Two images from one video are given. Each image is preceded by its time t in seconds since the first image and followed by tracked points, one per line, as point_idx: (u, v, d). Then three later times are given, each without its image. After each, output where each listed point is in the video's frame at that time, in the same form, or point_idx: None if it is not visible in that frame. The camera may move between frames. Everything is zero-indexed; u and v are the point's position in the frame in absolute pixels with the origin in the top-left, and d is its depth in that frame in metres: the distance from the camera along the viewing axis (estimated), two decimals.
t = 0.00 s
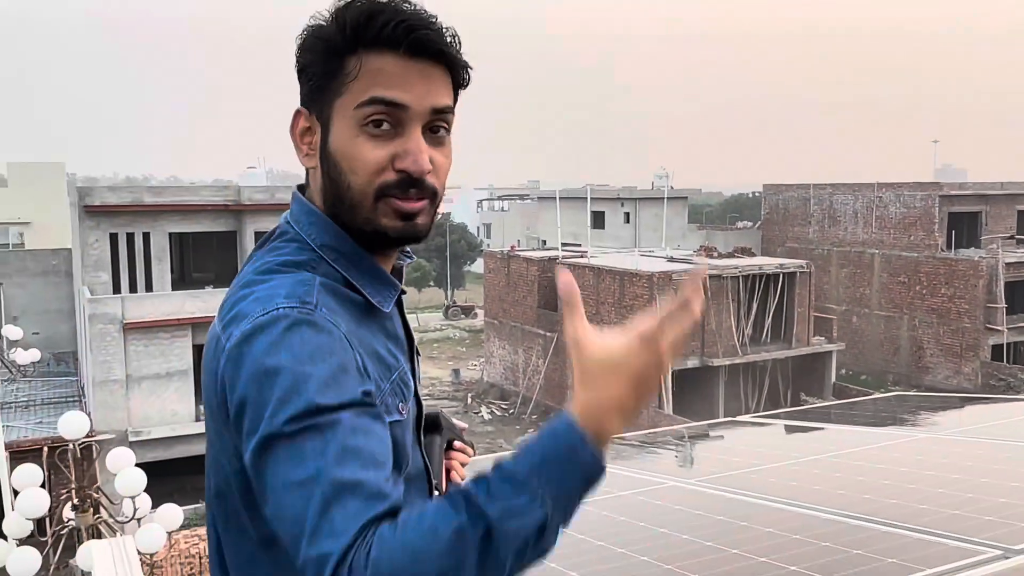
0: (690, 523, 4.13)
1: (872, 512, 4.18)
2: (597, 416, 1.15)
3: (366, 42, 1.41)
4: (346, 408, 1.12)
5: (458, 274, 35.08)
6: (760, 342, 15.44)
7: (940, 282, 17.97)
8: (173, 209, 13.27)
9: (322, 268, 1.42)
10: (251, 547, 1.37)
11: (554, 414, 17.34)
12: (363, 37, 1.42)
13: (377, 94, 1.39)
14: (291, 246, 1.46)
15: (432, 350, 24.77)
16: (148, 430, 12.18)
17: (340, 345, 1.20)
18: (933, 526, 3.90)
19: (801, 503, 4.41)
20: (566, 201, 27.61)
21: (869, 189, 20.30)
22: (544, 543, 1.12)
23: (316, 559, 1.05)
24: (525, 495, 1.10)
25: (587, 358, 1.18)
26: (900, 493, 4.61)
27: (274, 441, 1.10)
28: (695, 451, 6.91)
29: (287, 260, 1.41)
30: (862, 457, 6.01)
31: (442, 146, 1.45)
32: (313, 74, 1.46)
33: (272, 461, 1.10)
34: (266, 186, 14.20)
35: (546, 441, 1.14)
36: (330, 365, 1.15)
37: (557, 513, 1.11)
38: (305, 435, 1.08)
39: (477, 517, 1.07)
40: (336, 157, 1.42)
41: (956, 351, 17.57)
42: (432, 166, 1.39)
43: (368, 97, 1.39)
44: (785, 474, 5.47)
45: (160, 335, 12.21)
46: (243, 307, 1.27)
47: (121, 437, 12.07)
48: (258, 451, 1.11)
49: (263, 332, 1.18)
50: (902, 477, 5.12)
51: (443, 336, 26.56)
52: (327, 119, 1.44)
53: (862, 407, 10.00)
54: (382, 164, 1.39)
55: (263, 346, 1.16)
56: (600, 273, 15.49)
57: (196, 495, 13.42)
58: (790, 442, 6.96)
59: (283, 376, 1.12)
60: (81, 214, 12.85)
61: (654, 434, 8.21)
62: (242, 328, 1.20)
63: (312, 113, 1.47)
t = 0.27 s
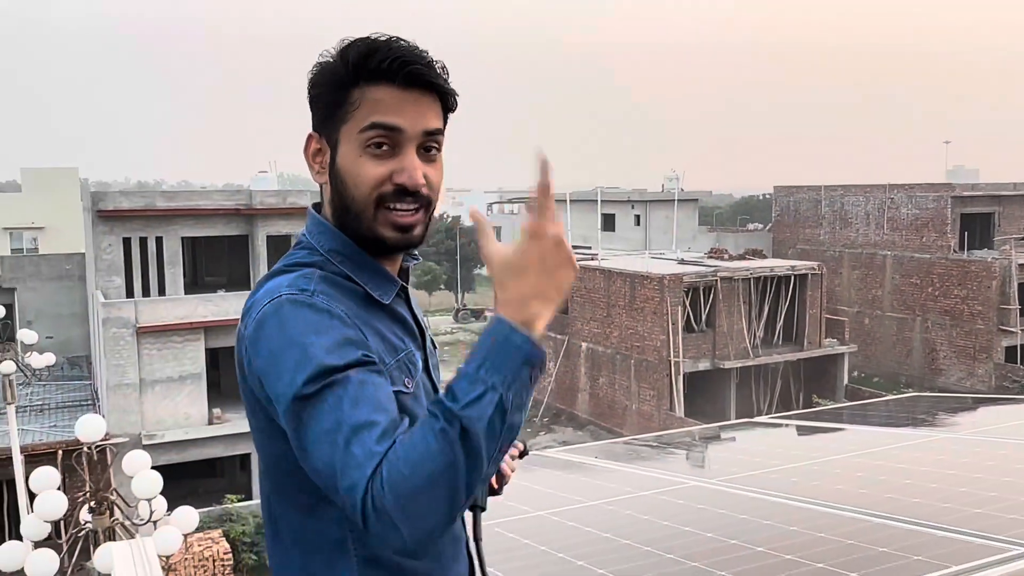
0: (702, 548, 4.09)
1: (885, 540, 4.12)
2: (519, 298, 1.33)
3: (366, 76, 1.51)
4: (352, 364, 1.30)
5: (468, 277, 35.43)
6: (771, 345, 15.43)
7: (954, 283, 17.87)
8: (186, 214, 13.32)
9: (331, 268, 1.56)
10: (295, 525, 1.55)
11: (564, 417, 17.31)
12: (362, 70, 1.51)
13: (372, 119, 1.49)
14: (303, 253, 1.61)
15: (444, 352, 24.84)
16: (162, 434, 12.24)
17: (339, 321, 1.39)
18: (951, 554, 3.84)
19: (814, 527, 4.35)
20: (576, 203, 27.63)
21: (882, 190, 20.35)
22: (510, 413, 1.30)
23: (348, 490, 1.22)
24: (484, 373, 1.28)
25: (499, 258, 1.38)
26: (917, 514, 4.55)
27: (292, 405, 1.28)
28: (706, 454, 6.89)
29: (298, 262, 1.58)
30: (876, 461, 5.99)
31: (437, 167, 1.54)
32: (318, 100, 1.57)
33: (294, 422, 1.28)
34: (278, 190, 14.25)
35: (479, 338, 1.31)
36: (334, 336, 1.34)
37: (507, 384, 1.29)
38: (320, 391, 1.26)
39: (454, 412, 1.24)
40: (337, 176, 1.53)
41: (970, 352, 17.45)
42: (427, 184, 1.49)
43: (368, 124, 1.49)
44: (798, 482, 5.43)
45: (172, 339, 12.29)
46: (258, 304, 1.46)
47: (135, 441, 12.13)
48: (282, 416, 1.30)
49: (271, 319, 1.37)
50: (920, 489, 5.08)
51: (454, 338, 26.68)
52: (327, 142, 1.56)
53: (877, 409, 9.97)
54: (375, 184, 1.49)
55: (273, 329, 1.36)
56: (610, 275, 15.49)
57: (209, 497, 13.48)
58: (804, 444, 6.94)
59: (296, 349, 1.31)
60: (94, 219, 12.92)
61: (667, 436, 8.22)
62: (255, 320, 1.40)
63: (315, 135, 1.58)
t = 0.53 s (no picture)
0: (730, 547, 4.10)
1: (913, 539, 4.10)
2: (520, 471, 1.75)
3: (443, 92, 1.79)
4: (361, 384, 1.57)
5: (484, 277, 35.50)
6: (790, 344, 15.37)
7: (975, 282, 17.65)
8: (205, 215, 13.42)
9: (357, 264, 1.74)
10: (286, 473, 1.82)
11: (582, 416, 17.28)
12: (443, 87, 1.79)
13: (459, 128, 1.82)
14: (335, 242, 1.78)
15: (461, 353, 24.91)
16: (182, 433, 12.33)
17: (370, 332, 1.61)
18: (980, 554, 3.81)
19: (841, 527, 4.34)
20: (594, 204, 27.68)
21: (903, 189, 20.48)
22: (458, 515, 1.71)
23: (323, 493, 1.53)
24: (468, 486, 1.68)
25: (524, 438, 1.80)
26: (942, 514, 4.52)
27: (310, 400, 1.54)
28: (724, 452, 6.88)
29: (333, 252, 1.76)
30: (898, 460, 5.96)
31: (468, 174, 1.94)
32: (394, 109, 1.72)
33: (308, 415, 1.54)
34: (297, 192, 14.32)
35: (482, 465, 1.72)
36: (359, 349, 1.58)
37: (476, 503, 1.70)
38: (331, 405, 1.54)
39: (430, 491, 1.64)
40: (442, 174, 1.78)
41: (991, 352, 17.25)
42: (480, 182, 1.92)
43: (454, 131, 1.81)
44: (821, 481, 5.42)
45: (193, 340, 12.39)
46: (298, 286, 1.67)
47: (156, 440, 12.24)
48: (297, 402, 1.55)
49: (310, 314, 1.59)
50: (944, 489, 5.05)
51: (471, 339, 26.75)
52: (432, 143, 1.75)
53: (900, 409, 9.89)
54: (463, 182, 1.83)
55: (311, 325, 1.58)
56: (628, 275, 15.45)
57: (229, 497, 13.57)
58: (824, 444, 6.91)
59: (325, 355, 1.55)
60: (115, 220, 13.04)
61: (686, 436, 8.20)
62: (294, 306, 1.61)
63: (418, 138, 1.73)
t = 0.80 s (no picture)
0: (740, 547, 4.10)
1: (924, 539, 4.09)
2: (524, 443, 1.81)
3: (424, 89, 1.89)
4: (370, 341, 1.68)
5: (493, 277, 35.53)
6: (800, 344, 15.33)
7: (986, 282, 17.58)
8: (216, 216, 13.47)
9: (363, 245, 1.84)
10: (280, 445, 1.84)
11: (592, 417, 17.26)
12: (395, 82, 1.86)
13: (410, 120, 1.85)
14: (336, 226, 1.89)
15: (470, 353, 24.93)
16: (193, 433, 12.37)
17: (373, 297, 1.73)
18: (990, 555, 3.80)
19: (851, 527, 4.33)
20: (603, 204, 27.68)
21: (913, 188, 20.43)
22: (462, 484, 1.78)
23: (341, 439, 1.59)
24: (475, 455, 1.76)
25: (523, 413, 1.85)
26: (953, 514, 4.51)
27: (325, 350, 1.63)
28: (733, 453, 6.86)
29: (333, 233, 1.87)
30: (909, 460, 5.94)
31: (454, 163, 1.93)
32: (351, 116, 1.88)
33: (324, 364, 1.62)
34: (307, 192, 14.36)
35: (487, 440, 1.78)
36: (366, 309, 1.69)
37: (478, 473, 1.77)
38: (344, 354, 1.63)
39: (439, 452, 1.72)
40: (385, 166, 1.85)
41: (1003, 351, 17.14)
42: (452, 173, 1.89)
43: (408, 123, 1.85)
44: (831, 481, 5.40)
45: (203, 340, 12.44)
46: (307, 256, 1.78)
47: (167, 440, 12.29)
48: (311, 355, 1.63)
49: (322, 273, 1.69)
50: (956, 490, 5.03)
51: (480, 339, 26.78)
52: (375, 140, 1.85)
53: (911, 410, 9.85)
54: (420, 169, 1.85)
55: (323, 282, 1.68)
56: (638, 275, 15.43)
57: (239, 496, 13.62)
58: (834, 444, 6.89)
59: (336, 309, 1.65)
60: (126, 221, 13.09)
61: (695, 436, 8.19)
62: (305, 268, 1.72)
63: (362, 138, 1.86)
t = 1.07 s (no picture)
0: (748, 546, 4.09)
1: (932, 539, 4.08)
2: (536, 412, 1.80)
3: (412, 89, 1.89)
4: (370, 330, 1.70)
5: (502, 276, 35.58)
6: (809, 345, 15.29)
7: (996, 281, 17.49)
8: (225, 215, 13.52)
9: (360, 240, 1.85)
10: (275, 439, 1.85)
11: (600, 416, 17.25)
12: (372, 85, 1.87)
13: (385, 122, 1.86)
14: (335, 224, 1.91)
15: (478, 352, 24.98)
16: (202, 432, 12.42)
17: (369, 286, 1.74)
18: (999, 555, 3.78)
19: (859, 527, 4.31)
20: (612, 203, 27.68)
21: (923, 188, 20.35)
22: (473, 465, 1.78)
23: (348, 427, 1.61)
24: (483, 436, 1.76)
25: (531, 386, 1.83)
26: (961, 514, 4.49)
27: (325, 341, 1.65)
28: (741, 453, 6.84)
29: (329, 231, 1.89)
30: (919, 460, 5.91)
31: (438, 161, 1.90)
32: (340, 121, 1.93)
33: (327, 355, 1.64)
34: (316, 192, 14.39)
35: (495, 419, 1.78)
36: (363, 298, 1.70)
37: (487, 453, 1.77)
38: (344, 343, 1.65)
39: (445, 434, 1.72)
40: (362, 169, 1.88)
41: (1013, 351, 17.03)
42: (427, 171, 1.86)
43: (381, 127, 1.86)
44: (840, 481, 5.39)
45: (213, 339, 12.49)
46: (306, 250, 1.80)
47: (177, 439, 12.35)
48: (312, 346, 1.65)
49: (316, 265, 1.71)
50: (966, 490, 5.01)
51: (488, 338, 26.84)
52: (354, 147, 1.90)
53: (921, 410, 9.81)
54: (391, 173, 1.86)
55: (319, 273, 1.70)
56: (646, 274, 15.41)
57: (248, 495, 13.68)
58: (843, 444, 6.86)
59: (332, 299, 1.67)
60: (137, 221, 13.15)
61: (703, 435, 8.17)
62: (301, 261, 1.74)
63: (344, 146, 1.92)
